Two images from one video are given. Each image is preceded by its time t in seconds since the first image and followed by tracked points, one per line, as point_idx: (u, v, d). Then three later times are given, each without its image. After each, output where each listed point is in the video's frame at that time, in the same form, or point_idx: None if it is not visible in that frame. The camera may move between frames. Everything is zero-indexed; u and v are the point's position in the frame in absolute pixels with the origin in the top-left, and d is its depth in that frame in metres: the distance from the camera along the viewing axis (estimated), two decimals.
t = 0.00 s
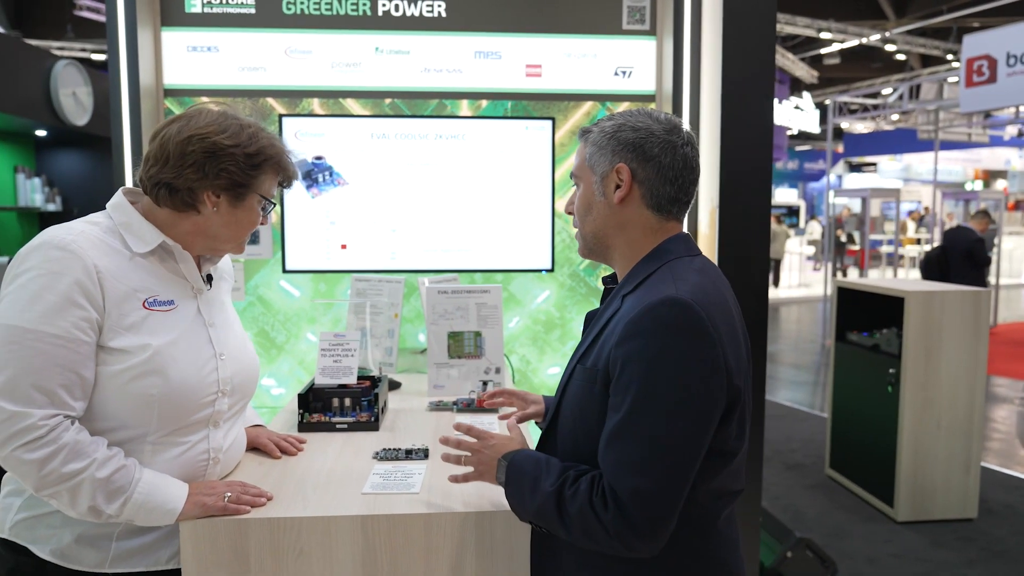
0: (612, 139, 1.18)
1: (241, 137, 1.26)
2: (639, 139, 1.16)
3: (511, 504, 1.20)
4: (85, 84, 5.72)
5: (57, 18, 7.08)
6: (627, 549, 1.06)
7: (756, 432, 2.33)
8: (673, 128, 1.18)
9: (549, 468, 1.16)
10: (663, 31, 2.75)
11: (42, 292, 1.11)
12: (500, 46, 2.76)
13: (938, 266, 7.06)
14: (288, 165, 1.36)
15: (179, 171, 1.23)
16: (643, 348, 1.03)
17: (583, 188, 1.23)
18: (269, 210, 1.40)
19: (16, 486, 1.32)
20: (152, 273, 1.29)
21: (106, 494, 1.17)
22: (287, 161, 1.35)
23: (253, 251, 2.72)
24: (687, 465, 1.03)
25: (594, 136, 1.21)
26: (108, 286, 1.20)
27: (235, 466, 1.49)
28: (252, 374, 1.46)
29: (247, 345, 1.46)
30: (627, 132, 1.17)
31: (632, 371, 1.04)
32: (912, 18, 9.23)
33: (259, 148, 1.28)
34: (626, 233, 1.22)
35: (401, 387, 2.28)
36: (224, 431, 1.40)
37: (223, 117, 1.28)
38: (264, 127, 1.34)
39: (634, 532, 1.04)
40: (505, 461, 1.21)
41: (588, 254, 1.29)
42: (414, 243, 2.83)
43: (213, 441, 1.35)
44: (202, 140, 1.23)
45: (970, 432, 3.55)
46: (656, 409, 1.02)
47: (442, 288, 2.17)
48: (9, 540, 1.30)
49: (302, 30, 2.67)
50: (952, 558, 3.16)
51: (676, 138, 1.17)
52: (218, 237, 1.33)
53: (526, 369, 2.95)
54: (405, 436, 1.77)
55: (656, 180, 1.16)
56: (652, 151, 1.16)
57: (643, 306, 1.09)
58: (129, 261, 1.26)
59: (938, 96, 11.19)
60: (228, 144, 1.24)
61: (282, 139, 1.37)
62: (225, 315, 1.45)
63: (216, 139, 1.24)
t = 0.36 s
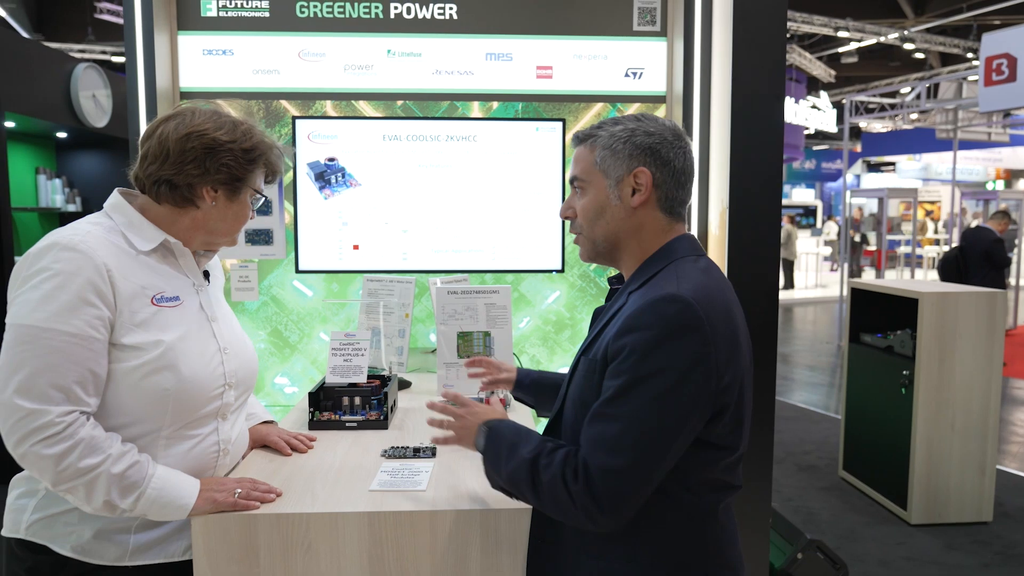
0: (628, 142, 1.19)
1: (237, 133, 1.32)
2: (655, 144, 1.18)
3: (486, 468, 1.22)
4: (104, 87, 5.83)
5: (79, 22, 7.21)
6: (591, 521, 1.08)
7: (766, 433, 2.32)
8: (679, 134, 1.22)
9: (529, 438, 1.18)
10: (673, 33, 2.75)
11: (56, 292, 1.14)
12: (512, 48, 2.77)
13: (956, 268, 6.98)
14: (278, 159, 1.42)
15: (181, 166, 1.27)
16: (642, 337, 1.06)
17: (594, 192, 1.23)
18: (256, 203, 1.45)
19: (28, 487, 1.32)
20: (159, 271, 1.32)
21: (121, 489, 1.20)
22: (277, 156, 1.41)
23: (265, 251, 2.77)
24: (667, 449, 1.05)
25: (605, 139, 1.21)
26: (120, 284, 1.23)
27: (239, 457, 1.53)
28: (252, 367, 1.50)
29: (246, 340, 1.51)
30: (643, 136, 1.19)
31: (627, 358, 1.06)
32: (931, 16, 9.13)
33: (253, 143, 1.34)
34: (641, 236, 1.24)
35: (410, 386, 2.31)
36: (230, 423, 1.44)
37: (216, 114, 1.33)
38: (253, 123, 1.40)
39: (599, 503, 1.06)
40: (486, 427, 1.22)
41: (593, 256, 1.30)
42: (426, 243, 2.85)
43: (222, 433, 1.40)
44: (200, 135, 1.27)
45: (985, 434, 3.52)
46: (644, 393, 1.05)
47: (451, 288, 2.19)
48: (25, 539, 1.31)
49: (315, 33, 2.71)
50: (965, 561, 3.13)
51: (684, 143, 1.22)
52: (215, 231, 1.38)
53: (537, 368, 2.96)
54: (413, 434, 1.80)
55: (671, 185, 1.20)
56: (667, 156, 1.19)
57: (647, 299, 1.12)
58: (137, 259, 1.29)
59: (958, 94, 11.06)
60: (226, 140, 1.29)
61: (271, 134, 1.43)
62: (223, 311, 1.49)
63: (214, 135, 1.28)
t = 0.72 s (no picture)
0: (609, 143, 1.20)
1: (242, 129, 1.33)
2: (636, 140, 1.19)
3: (558, 533, 1.21)
4: (124, 87, 5.91)
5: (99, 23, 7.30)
6: (696, 537, 1.08)
7: (780, 432, 2.31)
8: (665, 127, 1.21)
9: (597, 487, 1.17)
10: (688, 30, 2.74)
11: (76, 285, 1.16)
12: (525, 46, 2.77)
13: (976, 267, 6.87)
14: (281, 154, 1.44)
15: (189, 163, 1.28)
16: (673, 339, 1.06)
17: (585, 195, 1.25)
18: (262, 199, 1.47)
19: (38, 482, 1.34)
20: (172, 266, 1.34)
21: (136, 481, 1.21)
22: (280, 151, 1.42)
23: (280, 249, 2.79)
24: (733, 448, 1.06)
25: (591, 144, 1.24)
26: (137, 278, 1.25)
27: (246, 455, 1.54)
28: (258, 361, 1.53)
29: (253, 335, 1.53)
30: (623, 135, 1.20)
31: (664, 364, 1.06)
32: (952, 13, 9.00)
33: (258, 139, 1.35)
34: (634, 233, 1.24)
35: (423, 383, 2.32)
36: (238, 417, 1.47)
37: (221, 111, 1.34)
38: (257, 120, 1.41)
39: (702, 520, 1.06)
40: (552, 491, 1.21)
41: (597, 259, 1.31)
42: (439, 242, 2.86)
43: (232, 426, 1.43)
44: (207, 132, 1.28)
45: (1005, 436, 3.47)
46: (698, 400, 1.05)
47: (464, 286, 2.20)
48: (37, 534, 1.33)
49: (330, 32, 2.72)
50: (983, 564, 3.09)
51: (670, 135, 1.20)
52: (224, 226, 1.40)
53: (550, 367, 2.95)
54: (425, 431, 1.80)
55: (656, 177, 1.19)
56: (649, 150, 1.18)
57: (663, 298, 1.12)
58: (152, 254, 1.31)
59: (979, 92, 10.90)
60: (232, 135, 1.31)
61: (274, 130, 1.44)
62: (230, 307, 1.51)
63: (220, 131, 1.30)
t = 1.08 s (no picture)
0: (620, 142, 1.20)
1: (256, 129, 1.33)
2: (646, 138, 1.18)
3: (569, 536, 1.20)
4: (141, 87, 5.97)
5: (118, 24, 7.38)
6: (706, 541, 1.06)
7: (795, 433, 2.28)
8: (678, 123, 1.19)
9: (607, 489, 1.16)
10: (703, 27, 2.71)
11: (93, 278, 1.16)
12: (539, 44, 2.76)
13: (995, 268, 6.44)
14: (291, 151, 1.44)
15: (203, 163, 1.29)
16: (689, 339, 1.05)
17: (600, 194, 1.25)
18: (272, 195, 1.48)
19: (48, 477, 1.35)
20: (187, 261, 1.35)
21: (149, 476, 1.22)
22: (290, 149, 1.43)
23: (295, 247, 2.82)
24: (747, 450, 1.05)
25: (603, 142, 1.23)
26: (152, 271, 1.26)
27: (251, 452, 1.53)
28: (270, 358, 1.53)
29: (265, 332, 1.54)
30: (633, 133, 1.19)
31: (679, 363, 1.05)
32: (973, 10, 8.87)
33: (270, 138, 1.36)
34: (648, 231, 1.23)
35: (436, 381, 2.32)
36: (249, 413, 1.48)
37: (234, 109, 1.34)
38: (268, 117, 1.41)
39: (711, 523, 1.05)
40: (561, 492, 1.20)
41: (614, 258, 1.30)
42: (453, 240, 2.86)
43: (243, 422, 1.43)
44: (222, 132, 1.29)
45: None
46: (712, 401, 1.04)
47: (477, 284, 2.20)
48: (47, 528, 1.34)
49: (344, 31, 2.73)
50: (1003, 569, 3.04)
51: (683, 131, 1.18)
52: (235, 223, 1.41)
53: (563, 366, 2.94)
54: (436, 429, 1.80)
55: (668, 175, 1.17)
56: (661, 148, 1.17)
57: (679, 296, 1.11)
58: (167, 249, 1.32)
59: (1000, 90, 10.73)
60: (245, 136, 1.31)
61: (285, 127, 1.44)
62: (242, 303, 1.52)
63: (234, 132, 1.30)
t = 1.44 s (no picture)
0: (626, 136, 1.20)
1: (263, 127, 1.33)
2: (651, 134, 1.17)
3: (579, 535, 1.20)
4: (155, 88, 6.02)
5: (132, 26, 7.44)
6: (722, 538, 1.06)
7: (807, 434, 2.26)
8: (686, 120, 1.18)
9: (619, 488, 1.15)
10: (714, 25, 2.70)
11: (97, 276, 1.17)
12: (549, 43, 2.75)
13: (1011, 267, 6.17)
14: (301, 149, 1.43)
15: (209, 160, 1.30)
16: (703, 338, 1.04)
17: (605, 187, 1.25)
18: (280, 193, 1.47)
19: (58, 473, 1.36)
20: (193, 259, 1.36)
21: (157, 472, 1.23)
22: (300, 146, 1.43)
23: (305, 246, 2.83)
24: (762, 447, 1.05)
25: (610, 136, 1.23)
26: (157, 269, 1.27)
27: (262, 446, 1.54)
28: (279, 354, 1.54)
29: (275, 329, 1.54)
30: (639, 128, 1.18)
31: (693, 363, 1.04)
32: (989, 7, 8.77)
33: (277, 135, 1.35)
34: (650, 226, 1.22)
35: (445, 380, 2.32)
36: (258, 410, 1.48)
37: (242, 107, 1.34)
38: (279, 115, 1.41)
39: (728, 520, 1.05)
40: (570, 491, 1.20)
41: (617, 252, 1.31)
42: (463, 239, 2.86)
43: (251, 419, 1.44)
44: (227, 129, 1.29)
45: None
46: (729, 400, 1.03)
47: (486, 283, 2.19)
48: (58, 523, 1.35)
49: (354, 30, 2.74)
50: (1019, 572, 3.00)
51: (690, 129, 1.17)
52: (243, 221, 1.41)
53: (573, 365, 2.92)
54: (445, 427, 1.80)
55: (671, 172, 1.17)
56: (665, 144, 1.16)
57: (691, 295, 1.10)
58: (172, 247, 1.33)
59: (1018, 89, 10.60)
60: (250, 132, 1.31)
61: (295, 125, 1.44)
62: (251, 300, 1.52)
63: (240, 129, 1.31)
